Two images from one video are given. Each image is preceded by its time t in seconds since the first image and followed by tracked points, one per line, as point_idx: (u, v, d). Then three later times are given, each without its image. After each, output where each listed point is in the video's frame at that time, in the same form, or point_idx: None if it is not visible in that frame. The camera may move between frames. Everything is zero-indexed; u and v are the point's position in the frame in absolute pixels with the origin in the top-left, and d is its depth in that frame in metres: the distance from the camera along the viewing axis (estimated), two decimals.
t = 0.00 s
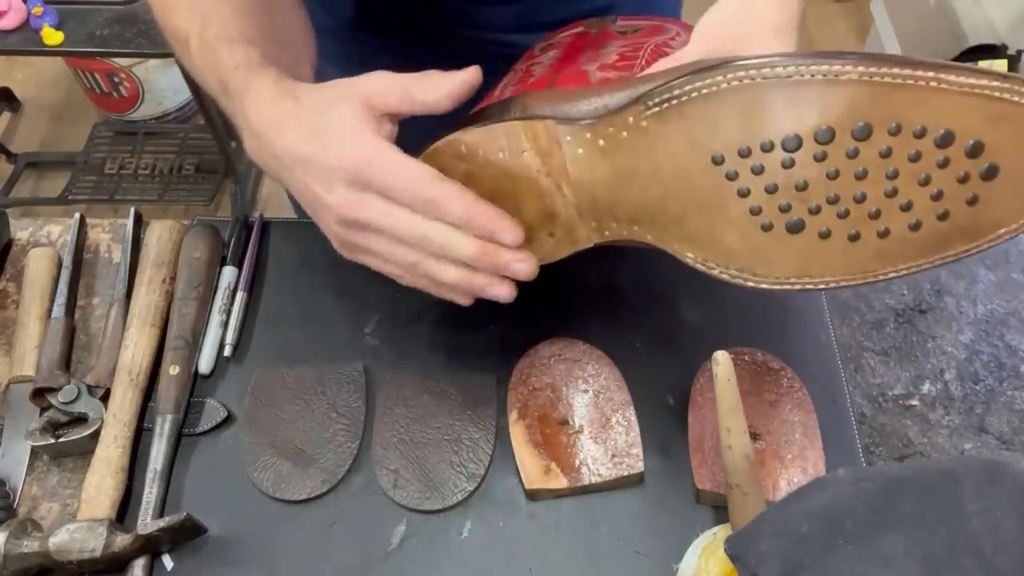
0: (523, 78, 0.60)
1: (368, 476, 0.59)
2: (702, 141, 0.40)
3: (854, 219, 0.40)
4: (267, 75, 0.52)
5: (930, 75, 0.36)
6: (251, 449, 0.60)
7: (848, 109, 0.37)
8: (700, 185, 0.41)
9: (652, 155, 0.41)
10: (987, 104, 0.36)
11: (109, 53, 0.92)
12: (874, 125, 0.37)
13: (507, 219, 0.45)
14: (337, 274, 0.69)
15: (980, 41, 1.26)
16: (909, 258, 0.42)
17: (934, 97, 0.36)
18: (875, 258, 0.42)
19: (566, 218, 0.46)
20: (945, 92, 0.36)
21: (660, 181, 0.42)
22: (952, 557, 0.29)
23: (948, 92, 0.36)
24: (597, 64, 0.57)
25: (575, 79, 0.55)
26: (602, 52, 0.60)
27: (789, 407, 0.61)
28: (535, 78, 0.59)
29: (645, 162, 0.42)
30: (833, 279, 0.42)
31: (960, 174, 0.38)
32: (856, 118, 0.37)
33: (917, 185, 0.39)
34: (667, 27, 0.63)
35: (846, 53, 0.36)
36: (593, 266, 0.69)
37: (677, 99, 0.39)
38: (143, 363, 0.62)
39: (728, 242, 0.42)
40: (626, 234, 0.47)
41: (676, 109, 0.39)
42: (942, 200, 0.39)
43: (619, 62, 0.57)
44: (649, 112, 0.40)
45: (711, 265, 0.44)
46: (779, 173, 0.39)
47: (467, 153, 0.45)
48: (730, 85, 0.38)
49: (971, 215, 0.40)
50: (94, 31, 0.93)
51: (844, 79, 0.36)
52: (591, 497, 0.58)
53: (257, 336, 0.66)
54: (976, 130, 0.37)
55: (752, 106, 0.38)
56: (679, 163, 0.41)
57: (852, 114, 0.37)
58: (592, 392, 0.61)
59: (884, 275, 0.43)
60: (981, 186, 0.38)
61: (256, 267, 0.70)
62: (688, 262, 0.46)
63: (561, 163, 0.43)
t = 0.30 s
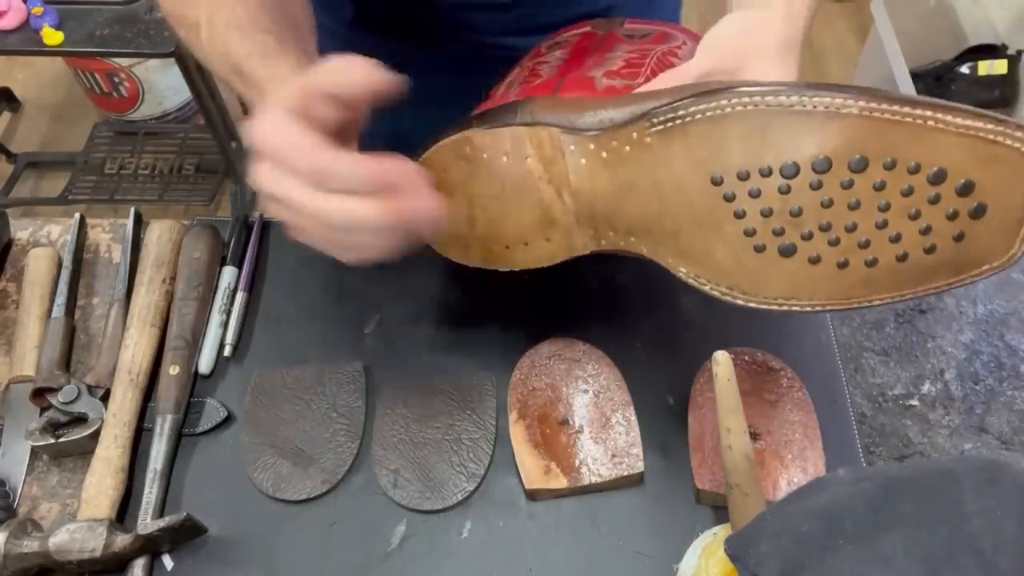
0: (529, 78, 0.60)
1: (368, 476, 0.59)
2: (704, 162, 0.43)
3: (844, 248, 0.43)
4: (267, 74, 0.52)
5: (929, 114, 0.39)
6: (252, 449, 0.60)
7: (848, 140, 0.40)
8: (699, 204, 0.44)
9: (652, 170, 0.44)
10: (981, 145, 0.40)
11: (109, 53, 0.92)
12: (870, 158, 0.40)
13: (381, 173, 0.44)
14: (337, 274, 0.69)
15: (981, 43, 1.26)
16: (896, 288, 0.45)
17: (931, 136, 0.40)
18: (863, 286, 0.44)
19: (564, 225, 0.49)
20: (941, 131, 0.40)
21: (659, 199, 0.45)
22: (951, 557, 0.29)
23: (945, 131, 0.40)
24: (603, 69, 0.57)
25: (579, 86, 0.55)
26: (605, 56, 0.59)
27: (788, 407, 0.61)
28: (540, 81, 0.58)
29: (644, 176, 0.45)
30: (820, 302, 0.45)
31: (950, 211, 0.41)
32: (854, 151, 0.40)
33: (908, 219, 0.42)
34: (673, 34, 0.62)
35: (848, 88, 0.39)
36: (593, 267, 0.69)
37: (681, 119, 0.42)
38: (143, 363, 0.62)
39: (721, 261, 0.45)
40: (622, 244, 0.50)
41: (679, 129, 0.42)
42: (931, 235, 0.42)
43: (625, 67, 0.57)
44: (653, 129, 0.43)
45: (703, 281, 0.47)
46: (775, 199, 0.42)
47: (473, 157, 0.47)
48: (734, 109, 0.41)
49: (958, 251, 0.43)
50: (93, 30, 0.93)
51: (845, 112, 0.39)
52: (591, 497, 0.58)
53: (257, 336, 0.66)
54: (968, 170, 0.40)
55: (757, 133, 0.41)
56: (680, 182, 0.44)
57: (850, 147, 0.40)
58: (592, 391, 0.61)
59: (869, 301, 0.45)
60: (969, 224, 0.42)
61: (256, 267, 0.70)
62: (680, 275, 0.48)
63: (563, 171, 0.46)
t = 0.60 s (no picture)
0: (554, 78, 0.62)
1: (368, 476, 0.59)
2: (744, 147, 0.45)
3: (878, 235, 0.45)
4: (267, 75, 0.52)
5: (961, 102, 0.43)
6: (252, 448, 0.60)
7: (885, 125, 0.43)
8: (735, 187, 0.46)
9: (689, 154, 0.47)
10: (1011, 135, 0.43)
11: (109, 53, 0.92)
12: (905, 145, 0.43)
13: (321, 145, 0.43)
14: (337, 275, 0.69)
15: (981, 43, 1.26)
16: (925, 277, 0.47)
17: (964, 122, 0.43)
18: (893, 275, 0.46)
19: (595, 214, 0.50)
20: (974, 118, 0.43)
21: (694, 183, 0.47)
22: (951, 557, 0.29)
23: (978, 120, 0.43)
24: (623, 77, 0.58)
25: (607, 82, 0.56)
26: (623, 63, 0.61)
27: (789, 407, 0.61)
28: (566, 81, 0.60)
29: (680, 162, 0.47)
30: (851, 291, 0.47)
31: (981, 200, 0.44)
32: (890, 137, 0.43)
33: (940, 206, 0.44)
34: (688, 47, 0.63)
35: (886, 77, 0.43)
36: (592, 267, 0.69)
37: (721, 104, 0.45)
38: (143, 363, 0.62)
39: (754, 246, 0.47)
40: (652, 234, 0.51)
41: (720, 113, 0.45)
42: (962, 223, 0.45)
43: (645, 75, 0.58)
44: (693, 114, 0.46)
45: (735, 270, 0.49)
46: (812, 183, 0.44)
47: (507, 144, 0.49)
48: (777, 93, 0.44)
49: (986, 241, 0.45)
50: (93, 30, 0.93)
51: (883, 97, 0.43)
52: (591, 497, 0.58)
53: (257, 336, 0.66)
54: (997, 158, 0.43)
55: (797, 115, 0.43)
56: (717, 165, 0.46)
57: (887, 133, 0.43)
58: (592, 391, 0.61)
59: (898, 292, 0.47)
60: (998, 213, 0.44)
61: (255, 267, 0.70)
62: (711, 265, 0.50)
63: (597, 159, 0.48)
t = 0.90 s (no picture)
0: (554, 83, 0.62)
1: (368, 476, 0.59)
2: (748, 152, 0.45)
3: (883, 240, 0.45)
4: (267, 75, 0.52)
5: (968, 106, 0.43)
6: (252, 448, 0.60)
7: (891, 130, 0.43)
8: (739, 192, 0.46)
9: (693, 159, 0.47)
10: (1018, 140, 0.43)
11: (109, 53, 0.92)
12: (911, 150, 0.43)
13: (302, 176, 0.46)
14: (337, 275, 0.69)
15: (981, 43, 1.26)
16: (930, 282, 0.47)
17: (971, 127, 0.43)
18: (898, 280, 0.47)
19: (597, 219, 0.50)
20: (980, 123, 0.43)
21: (698, 187, 0.47)
22: (951, 557, 0.29)
23: (984, 124, 0.43)
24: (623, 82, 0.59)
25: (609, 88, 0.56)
26: (622, 66, 0.61)
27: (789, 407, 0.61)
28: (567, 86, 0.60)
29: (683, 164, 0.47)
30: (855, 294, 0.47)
31: (987, 205, 0.44)
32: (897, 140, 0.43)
33: (946, 212, 0.44)
34: (688, 51, 0.63)
35: (891, 81, 0.43)
36: (592, 267, 0.69)
37: (725, 108, 0.45)
38: (143, 363, 0.62)
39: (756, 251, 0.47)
40: (655, 240, 0.51)
41: (724, 117, 0.46)
42: (968, 228, 0.45)
43: (645, 80, 0.58)
44: (697, 117, 0.46)
45: (739, 275, 0.49)
46: (816, 188, 0.44)
47: (508, 147, 0.49)
48: (781, 97, 0.44)
49: (992, 247, 0.45)
50: (93, 30, 0.93)
51: (889, 103, 0.43)
52: (591, 498, 0.58)
53: (257, 335, 0.66)
54: (1004, 164, 0.43)
55: (802, 120, 0.44)
56: (721, 169, 0.46)
57: (893, 137, 0.43)
58: (592, 391, 0.61)
59: (902, 297, 0.48)
60: (1004, 218, 0.45)
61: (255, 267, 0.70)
62: (714, 271, 0.50)
63: (600, 162, 0.48)
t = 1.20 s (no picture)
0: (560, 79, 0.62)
1: (368, 476, 0.59)
2: (761, 153, 0.45)
3: (890, 243, 0.45)
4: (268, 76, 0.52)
5: (981, 115, 0.43)
6: (252, 449, 0.60)
7: (903, 136, 0.43)
8: (750, 194, 0.46)
9: (705, 158, 0.47)
10: None
11: (109, 53, 0.92)
12: (922, 156, 0.43)
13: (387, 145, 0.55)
14: (337, 276, 0.69)
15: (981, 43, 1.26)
16: (933, 286, 0.47)
17: (982, 136, 0.43)
18: (902, 283, 0.47)
19: (608, 215, 0.50)
20: (990, 132, 0.43)
21: (710, 188, 0.47)
22: (952, 556, 0.29)
23: (995, 133, 0.43)
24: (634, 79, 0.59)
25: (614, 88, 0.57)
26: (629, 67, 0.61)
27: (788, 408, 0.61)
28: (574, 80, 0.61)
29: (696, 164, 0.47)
30: (860, 297, 0.48)
31: (992, 213, 0.44)
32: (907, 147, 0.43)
33: (952, 217, 0.45)
34: (693, 52, 0.64)
35: (904, 87, 0.43)
36: (593, 267, 0.69)
37: (739, 108, 0.45)
38: (143, 363, 0.62)
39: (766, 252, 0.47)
40: (665, 236, 0.51)
41: (739, 118, 0.45)
42: (973, 234, 0.45)
43: (653, 79, 0.59)
44: (712, 117, 0.46)
45: (747, 274, 0.49)
46: (827, 190, 0.44)
47: (522, 140, 0.48)
48: (797, 100, 0.44)
49: (996, 252, 0.46)
50: (93, 30, 0.93)
51: (902, 109, 0.43)
52: (591, 498, 0.58)
53: (257, 336, 0.66)
54: (1010, 173, 0.43)
55: (816, 123, 0.44)
56: (734, 170, 0.46)
57: (905, 143, 0.43)
58: (592, 392, 0.61)
59: (907, 299, 0.48)
60: (1009, 226, 0.45)
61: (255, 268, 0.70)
62: (723, 269, 0.50)
63: (614, 158, 0.48)
